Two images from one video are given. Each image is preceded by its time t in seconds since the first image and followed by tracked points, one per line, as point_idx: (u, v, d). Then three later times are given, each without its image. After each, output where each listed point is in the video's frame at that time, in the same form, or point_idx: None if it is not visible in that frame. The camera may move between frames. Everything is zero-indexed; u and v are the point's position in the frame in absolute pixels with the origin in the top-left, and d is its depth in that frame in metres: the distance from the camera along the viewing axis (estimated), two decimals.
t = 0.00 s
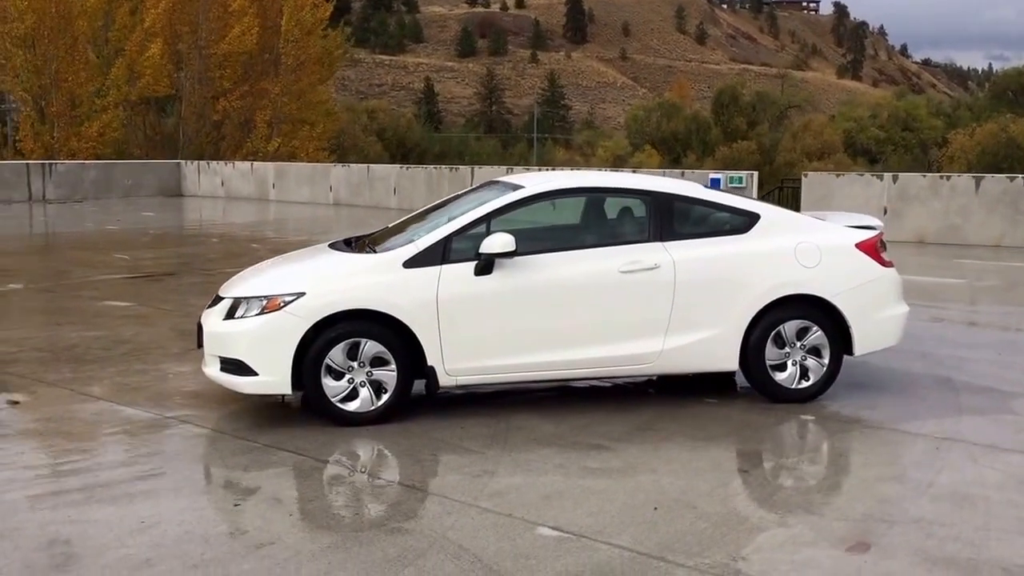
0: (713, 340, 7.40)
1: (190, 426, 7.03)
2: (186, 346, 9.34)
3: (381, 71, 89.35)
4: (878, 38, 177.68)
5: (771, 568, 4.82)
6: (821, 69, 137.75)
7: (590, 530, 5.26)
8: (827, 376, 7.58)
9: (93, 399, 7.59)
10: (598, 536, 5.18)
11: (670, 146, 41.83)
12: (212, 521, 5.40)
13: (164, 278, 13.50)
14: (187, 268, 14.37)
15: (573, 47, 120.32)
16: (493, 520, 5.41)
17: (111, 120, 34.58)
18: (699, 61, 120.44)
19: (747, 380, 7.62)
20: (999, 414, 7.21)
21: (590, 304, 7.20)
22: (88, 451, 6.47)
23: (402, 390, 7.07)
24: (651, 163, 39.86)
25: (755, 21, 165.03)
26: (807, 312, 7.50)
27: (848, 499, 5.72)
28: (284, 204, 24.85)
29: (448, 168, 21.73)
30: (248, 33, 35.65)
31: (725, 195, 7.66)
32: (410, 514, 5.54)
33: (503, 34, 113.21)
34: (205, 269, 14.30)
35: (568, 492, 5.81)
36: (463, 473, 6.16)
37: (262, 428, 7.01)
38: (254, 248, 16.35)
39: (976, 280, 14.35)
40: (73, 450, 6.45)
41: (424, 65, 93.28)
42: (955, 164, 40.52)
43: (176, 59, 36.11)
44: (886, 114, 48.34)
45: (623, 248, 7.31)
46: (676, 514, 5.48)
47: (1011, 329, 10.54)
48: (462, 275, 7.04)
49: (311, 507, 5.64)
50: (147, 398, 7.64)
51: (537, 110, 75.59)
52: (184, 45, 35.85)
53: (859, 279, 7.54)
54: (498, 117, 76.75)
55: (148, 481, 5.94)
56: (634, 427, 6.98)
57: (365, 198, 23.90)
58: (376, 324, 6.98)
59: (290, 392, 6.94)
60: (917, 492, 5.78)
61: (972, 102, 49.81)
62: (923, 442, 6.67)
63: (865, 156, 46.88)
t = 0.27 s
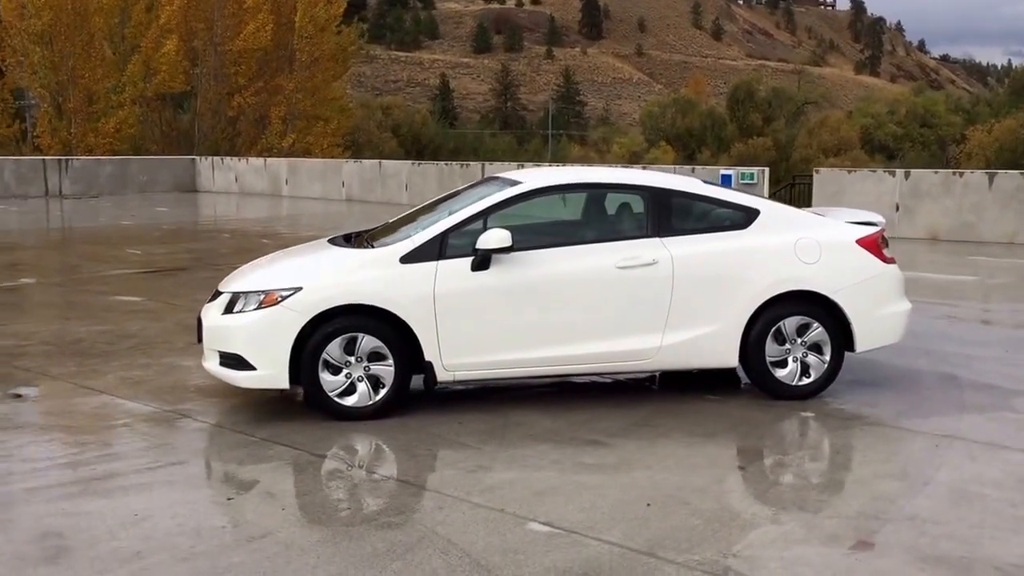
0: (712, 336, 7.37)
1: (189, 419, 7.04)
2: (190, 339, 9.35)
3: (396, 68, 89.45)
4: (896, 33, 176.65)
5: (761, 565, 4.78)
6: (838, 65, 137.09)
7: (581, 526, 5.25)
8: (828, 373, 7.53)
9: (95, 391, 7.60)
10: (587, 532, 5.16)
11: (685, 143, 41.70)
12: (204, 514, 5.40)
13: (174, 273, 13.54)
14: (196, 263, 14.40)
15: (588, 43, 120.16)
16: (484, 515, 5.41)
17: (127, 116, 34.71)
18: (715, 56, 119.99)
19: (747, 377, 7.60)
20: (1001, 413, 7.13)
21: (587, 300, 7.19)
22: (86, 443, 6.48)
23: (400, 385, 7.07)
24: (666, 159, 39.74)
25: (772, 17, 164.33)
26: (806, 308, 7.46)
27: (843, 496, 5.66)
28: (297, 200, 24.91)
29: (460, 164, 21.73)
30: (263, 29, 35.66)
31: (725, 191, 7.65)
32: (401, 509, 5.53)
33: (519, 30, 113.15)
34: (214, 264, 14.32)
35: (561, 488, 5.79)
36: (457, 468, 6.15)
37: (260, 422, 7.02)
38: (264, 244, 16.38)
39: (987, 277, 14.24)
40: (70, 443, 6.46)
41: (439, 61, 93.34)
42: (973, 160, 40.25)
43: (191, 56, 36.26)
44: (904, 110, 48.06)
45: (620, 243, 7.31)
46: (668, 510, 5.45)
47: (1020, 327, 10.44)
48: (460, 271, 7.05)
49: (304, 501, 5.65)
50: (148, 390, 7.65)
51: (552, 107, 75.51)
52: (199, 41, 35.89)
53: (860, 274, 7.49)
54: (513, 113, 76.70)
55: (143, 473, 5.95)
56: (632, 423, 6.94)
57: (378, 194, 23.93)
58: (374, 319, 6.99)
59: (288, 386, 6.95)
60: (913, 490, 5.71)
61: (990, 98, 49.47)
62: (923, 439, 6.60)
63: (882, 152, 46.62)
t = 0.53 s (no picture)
0: (711, 333, 7.34)
1: (185, 411, 7.03)
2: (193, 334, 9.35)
3: (411, 64, 89.53)
4: (913, 29, 175.55)
5: (750, 563, 4.74)
6: (855, 61, 136.41)
7: (571, 523, 5.23)
8: (828, 370, 7.49)
9: (95, 383, 7.60)
10: (578, 529, 5.14)
11: (698, 139, 41.55)
12: (195, 507, 5.40)
13: (182, 268, 13.57)
14: (204, 259, 14.41)
15: (602, 40, 119.93)
16: (475, 511, 5.39)
17: (140, 112, 34.78)
18: (730, 52, 119.55)
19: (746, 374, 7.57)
20: (1003, 411, 7.05)
21: (585, 296, 7.17)
22: (82, 436, 6.47)
23: (396, 381, 7.07)
24: (680, 156, 39.60)
25: (788, 13, 163.57)
26: (806, 305, 7.41)
27: (836, 494, 5.61)
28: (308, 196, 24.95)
29: (470, 161, 21.71)
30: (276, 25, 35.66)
31: (726, 186, 7.61)
32: (392, 505, 5.52)
33: (533, 26, 113.04)
34: (221, 260, 14.34)
35: (555, 484, 5.77)
36: (449, 464, 6.14)
37: (257, 416, 7.02)
38: (272, 239, 16.39)
39: (999, 275, 14.11)
40: (66, 435, 6.47)
41: (453, 58, 93.30)
42: (990, 157, 39.98)
43: (205, 52, 36.31)
44: (921, 106, 47.76)
45: (619, 239, 7.28)
46: (659, 507, 5.42)
47: None
48: (457, 266, 7.05)
49: (295, 495, 5.64)
50: (146, 383, 7.65)
51: (566, 103, 75.36)
52: (213, 38, 35.99)
53: (860, 271, 7.44)
54: (527, 109, 76.60)
55: (136, 467, 5.94)
56: (628, 420, 6.91)
57: (388, 190, 23.94)
58: (370, 314, 6.99)
59: (284, 381, 6.95)
60: (907, 487, 5.65)
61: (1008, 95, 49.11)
62: (922, 436, 6.53)
63: (899, 149, 46.35)
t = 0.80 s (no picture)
0: (710, 330, 7.29)
1: (181, 407, 7.03)
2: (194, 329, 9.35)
3: (425, 60, 89.56)
4: (931, 24, 174.48)
5: (738, 562, 4.71)
6: (871, 57, 135.71)
7: (560, 520, 5.21)
8: (827, 368, 7.44)
9: (93, 378, 7.60)
10: (566, 526, 5.13)
11: (712, 136, 41.40)
12: (185, 502, 5.39)
13: (188, 265, 13.59)
14: (211, 255, 14.44)
15: (616, 36, 119.69)
16: (465, 508, 5.38)
17: (152, 109, 34.80)
18: (745, 48, 119.05)
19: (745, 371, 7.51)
20: (1003, 410, 6.99)
21: (584, 293, 7.14)
22: (77, 431, 6.48)
23: (392, 377, 7.04)
24: (693, 152, 39.48)
25: (804, 8, 162.85)
26: (806, 302, 7.36)
27: (829, 492, 5.57)
28: (317, 192, 24.98)
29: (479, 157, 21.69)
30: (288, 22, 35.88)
31: (728, 182, 7.56)
32: (383, 500, 5.51)
33: (547, 22, 112.89)
34: (227, 256, 14.37)
35: (546, 482, 5.75)
36: (442, 461, 6.12)
37: (252, 412, 7.01)
38: (279, 235, 16.41)
39: (1010, 272, 13.99)
40: (62, 430, 6.48)
41: (467, 54, 93.29)
42: (1007, 153, 39.70)
43: (218, 49, 36.40)
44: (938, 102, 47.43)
45: (618, 235, 7.24)
46: (650, 505, 5.39)
47: None
48: (455, 263, 7.02)
49: (286, 491, 5.62)
50: (144, 378, 7.65)
51: (579, 100, 75.25)
52: (225, 35, 36.06)
53: (862, 268, 7.36)
54: (540, 106, 76.52)
55: (129, 462, 5.94)
56: (625, 418, 6.88)
57: (398, 186, 23.95)
58: (367, 310, 6.96)
59: (281, 377, 6.93)
60: (901, 486, 5.60)
61: None
62: (920, 435, 6.48)
63: (915, 145, 46.06)
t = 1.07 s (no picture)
0: (707, 327, 7.25)
1: (175, 404, 7.04)
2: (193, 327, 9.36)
3: (437, 58, 89.61)
4: (946, 19, 173.60)
5: (723, 559, 4.69)
6: (886, 52, 135.15)
7: (547, 517, 5.20)
8: (824, 364, 7.40)
9: (90, 376, 7.62)
10: (552, 523, 5.12)
11: (724, 132, 41.28)
12: (173, 499, 5.39)
13: (192, 262, 13.63)
14: (215, 253, 14.48)
15: (629, 32, 119.49)
16: (452, 505, 5.37)
17: (163, 108, 34.90)
18: (759, 44, 118.69)
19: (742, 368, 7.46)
20: (999, 407, 6.94)
21: (579, 290, 7.09)
22: (70, 428, 6.49)
23: (386, 374, 7.03)
24: (704, 148, 39.38)
25: (818, 4, 162.22)
26: (803, 299, 7.31)
27: (819, 489, 5.54)
28: (325, 190, 25.04)
29: (487, 154, 21.68)
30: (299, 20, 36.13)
31: (725, 179, 7.51)
32: (371, 498, 5.51)
33: (559, 19, 112.79)
34: (231, 254, 14.39)
35: (535, 479, 5.74)
36: (432, 458, 6.11)
37: (246, 409, 7.02)
38: (285, 233, 16.44)
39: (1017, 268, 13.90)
40: (55, 427, 6.49)
41: (478, 51, 93.24)
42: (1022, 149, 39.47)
43: (229, 47, 36.46)
44: (952, 98, 47.19)
45: (614, 232, 7.19)
46: (637, 503, 5.37)
47: None
48: (449, 260, 6.99)
49: (274, 488, 5.62)
50: (140, 377, 7.66)
51: (591, 97, 75.18)
52: (237, 33, 36.19)
53: (859, 265, 7.32)
54: (552, 103, 76.47)
55: (119, 459, 5.95)
56: (619, 415, 6.85)
57: (406, 184, 23.97)
58: (361, 308, 6.95)
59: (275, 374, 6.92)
60: (892, 483, 5.56)
61: None
62: (914, 432, 6.44)
63: (928, 141, 45.85)
